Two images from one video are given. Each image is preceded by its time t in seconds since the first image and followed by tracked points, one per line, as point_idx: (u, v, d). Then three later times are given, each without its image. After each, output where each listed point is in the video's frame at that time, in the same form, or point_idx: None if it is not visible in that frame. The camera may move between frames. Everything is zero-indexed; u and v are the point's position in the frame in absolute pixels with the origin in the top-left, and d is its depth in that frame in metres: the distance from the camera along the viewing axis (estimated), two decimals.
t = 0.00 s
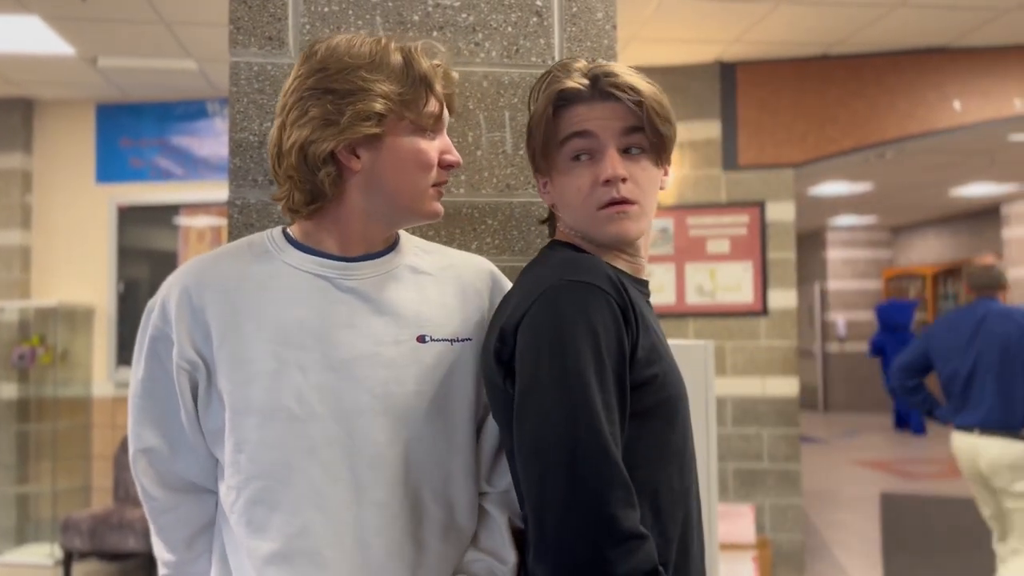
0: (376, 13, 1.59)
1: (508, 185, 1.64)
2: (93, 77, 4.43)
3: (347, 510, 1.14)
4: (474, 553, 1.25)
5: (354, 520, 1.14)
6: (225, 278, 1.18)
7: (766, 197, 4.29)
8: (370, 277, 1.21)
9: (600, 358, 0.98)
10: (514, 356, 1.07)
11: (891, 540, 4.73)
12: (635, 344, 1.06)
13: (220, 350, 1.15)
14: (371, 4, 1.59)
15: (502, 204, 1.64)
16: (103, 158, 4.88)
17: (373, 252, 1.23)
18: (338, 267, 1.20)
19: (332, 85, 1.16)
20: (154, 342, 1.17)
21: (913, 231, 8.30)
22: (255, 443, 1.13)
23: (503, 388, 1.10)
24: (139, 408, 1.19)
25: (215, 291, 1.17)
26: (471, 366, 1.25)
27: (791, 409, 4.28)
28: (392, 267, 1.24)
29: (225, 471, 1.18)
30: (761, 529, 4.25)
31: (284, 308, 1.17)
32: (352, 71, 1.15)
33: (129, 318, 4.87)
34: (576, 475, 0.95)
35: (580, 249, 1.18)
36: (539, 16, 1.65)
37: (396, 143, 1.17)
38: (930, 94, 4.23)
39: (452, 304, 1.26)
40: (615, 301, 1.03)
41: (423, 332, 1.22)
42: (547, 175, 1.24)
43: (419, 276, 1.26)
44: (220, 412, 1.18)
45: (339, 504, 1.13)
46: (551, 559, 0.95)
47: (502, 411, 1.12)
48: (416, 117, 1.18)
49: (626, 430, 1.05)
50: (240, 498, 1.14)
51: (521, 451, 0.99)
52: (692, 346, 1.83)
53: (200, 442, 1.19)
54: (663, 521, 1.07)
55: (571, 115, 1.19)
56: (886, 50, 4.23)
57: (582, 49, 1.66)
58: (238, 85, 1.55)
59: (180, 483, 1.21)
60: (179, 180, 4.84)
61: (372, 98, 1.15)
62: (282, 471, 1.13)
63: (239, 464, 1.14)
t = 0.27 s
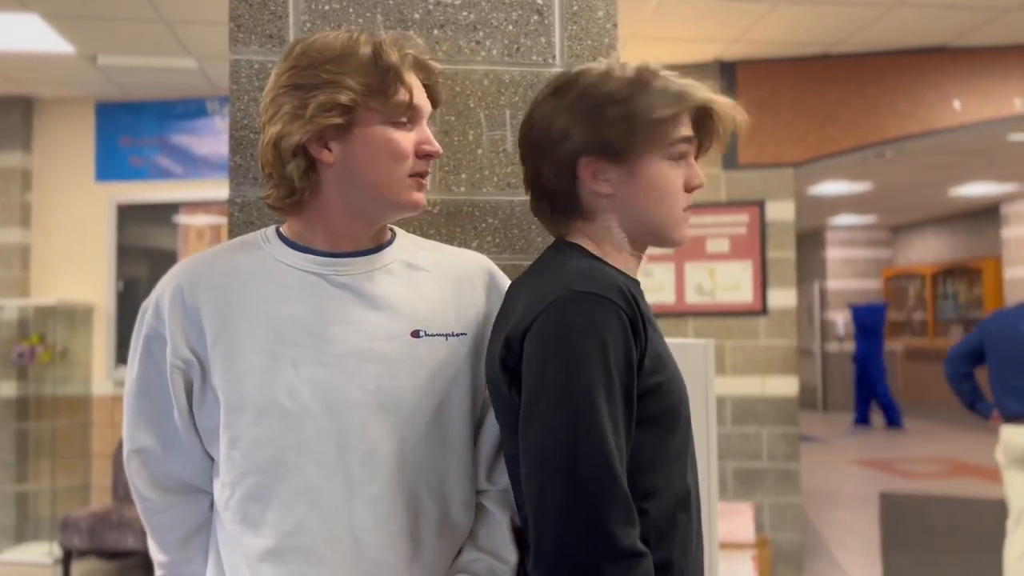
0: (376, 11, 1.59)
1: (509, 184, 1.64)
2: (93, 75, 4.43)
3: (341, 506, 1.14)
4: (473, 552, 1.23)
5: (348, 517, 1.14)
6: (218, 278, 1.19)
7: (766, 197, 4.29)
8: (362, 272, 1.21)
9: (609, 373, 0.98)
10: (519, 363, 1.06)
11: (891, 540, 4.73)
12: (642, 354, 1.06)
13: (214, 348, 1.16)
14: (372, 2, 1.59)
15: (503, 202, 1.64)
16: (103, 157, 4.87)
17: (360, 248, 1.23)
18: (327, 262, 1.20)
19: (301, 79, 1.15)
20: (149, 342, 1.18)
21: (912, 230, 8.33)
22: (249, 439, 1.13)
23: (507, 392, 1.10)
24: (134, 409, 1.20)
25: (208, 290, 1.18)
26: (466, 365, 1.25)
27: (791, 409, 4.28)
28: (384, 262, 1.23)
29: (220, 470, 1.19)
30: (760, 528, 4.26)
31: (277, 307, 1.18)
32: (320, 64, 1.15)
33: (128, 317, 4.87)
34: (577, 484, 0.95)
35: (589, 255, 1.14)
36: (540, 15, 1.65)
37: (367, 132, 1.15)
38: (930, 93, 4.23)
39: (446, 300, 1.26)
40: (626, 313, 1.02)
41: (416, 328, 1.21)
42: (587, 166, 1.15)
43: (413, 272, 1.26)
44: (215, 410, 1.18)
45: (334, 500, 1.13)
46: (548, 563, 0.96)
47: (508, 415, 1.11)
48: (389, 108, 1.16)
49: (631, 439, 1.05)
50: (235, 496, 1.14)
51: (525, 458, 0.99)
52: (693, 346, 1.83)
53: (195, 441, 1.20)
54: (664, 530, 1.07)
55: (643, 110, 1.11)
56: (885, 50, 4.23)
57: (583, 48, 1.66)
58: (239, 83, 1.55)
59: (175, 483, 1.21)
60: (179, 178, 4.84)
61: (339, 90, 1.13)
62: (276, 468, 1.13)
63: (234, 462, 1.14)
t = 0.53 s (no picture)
0: (375, 9, 1.59)
1: (508, 181, 1.64)
2: (93, 74, 4.43)
3: (337, 504, 1.13)
4: (470, 551, 1.24)
5: (345, 515, 1.14)
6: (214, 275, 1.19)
7: (766, 196, 4.29)
8: (357, 269, 1.21)
9: (628, 376, 0.97)
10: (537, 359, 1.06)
11: (891, 540, 4.73)
12: (657, 358, 1.05)
13: (210, 347, 1.16)
14: None
15: (502, 200, 1.64)
16: (103, 155, 4.87)
17: (353, 246, 1.22)
18: (322, 259, 1.20)
19: (286, 76, 1.16)
20: (145, 341, 1.18)
21: (911, 230, 8.14)
22: (245, 437, 1.13)
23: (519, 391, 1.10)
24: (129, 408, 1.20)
25: (204, 288, 1.18)
26: (465, 363, 1.24)
27: (791, 408, 4.28)
28: (379, 260, 1.23)
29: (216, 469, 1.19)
30: (760, 527, 4.26)
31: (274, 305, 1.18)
32: (305, 62, 1.16)
33: (127, 316, 4.87)
34: (587, 483, 0.95)
35: (606, 254, 1.14)
36: (539, 12, 1.64)
37: (350, 128, 1.15)
38: (930, 94, 4.23)
39: (443, 297, 1.25)
40: (646, 316, 1.01)
41: (412, 325, 1.21)
42: (647, 172, 1.16)
43: (410, 269, 1.25)
44: (211, 408, 1.18)
45: (331, 499, 1.13)
46: (555, 561, 0.96)
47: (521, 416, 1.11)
48: (373, 104, 1.15)
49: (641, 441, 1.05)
50: (231, 494, 1.14)
51: (536, 455, 0.99)
52: (693, 345, 1.83)
53: (190, 440, 1.20)
54: (665, 532, 1.08)
55: (695, 123, 1.16)
56: (886, 49, 4.23)
57: (583, 46, 1.66)
58: (237, 80, 1.55)
59: (169, 482, 1.21)
60: (178, 177, 4.84)
61: (322, 86, 1.14)
62: (273, 466, 1.13)
63: (230, 460, 1.14)
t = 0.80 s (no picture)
0: (375, 7, 1.58)
1: (508, 180, 1.64)
2: (92, 73, 4.42)
3: (335, 505, 1.13)
4: (469, 551, 1.25)
5: (344, 516, 1.13)
6: (214, 274, 1.18)
7: (766, 196, 4.29)
8: (358, 269, 1.21)
9: (639, 371, 0.97)
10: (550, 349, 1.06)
11: (891, 539, 4.73)
12: (666, 356, 1.05)
13: (209, 346, 1.15)
14: None
15: (502, 199, 1.63)
16: (103, 154, 4.87)
17: (357, 245, 1.22)
18: (322, 259, 1.20)
19: (295, 74, 1.15)
20: (143, 340, 1.17)
21: (911, 230, 8.38)
22: (245, 437, 1.13)
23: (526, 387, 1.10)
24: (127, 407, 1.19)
25: (203, 286, 1.17)
26: (465, 363, 1.24)
27: (791, 408, 4.28)
28: (378, 259, 1.23)
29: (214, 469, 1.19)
30: (760, 526, 4.26)
31: (274, 305, 1.17)
32: (315, 59, 1.14)
33: (127, 314, 4.87)
34: (593, 478, 0.95)
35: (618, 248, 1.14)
36: (540, 10, 1.64)
37: (360, 127, 1.15)
38: (930, 93, 4.23)
39: (442, 296, 1.25)
40: (660, 314, 1.01)
41: (412, 325, 1.21)
42: (661, 173, 1.15)
43: (409, 269, 1.25)
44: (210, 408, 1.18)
45: (330, 499, 1.13)
46: (557, 557, 0.96)
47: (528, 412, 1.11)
48: (383, 103, 1.16)
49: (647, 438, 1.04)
50: (230, 494, 1.14)
51: (542, 448, 0.99)
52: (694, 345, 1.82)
53: (188, 440, 1.19)
54: (665, 532, 1.07)
55: (709, 127, 1.16)
56: (886, 49, 4.22)
57: (583, 44, 1.65)
58: (237, 78, 1.54)
59: (167, 482, 1.21)
60: (178, 176, 4.83)
61: (334, 85, 1.13)
62: (273, 466, 1.13)
63: (229, 460, 1.14)
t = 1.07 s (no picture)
0: (376, 5, 1.58)
1: (509, 180, 1.63)
2: (93, 72, 4.42)
3: (336, 505, 1.13)
4: (471, 551, 1.24)
5: (345, 516, 1.13)
6: (215, 273, 1.18)
7: (766, 195, 4.29)
8: (361, 269, 1.21)
9: (642, 368, 0.97)
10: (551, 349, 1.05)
11: (891, 540, 4.73)
12: (670, 353, 1.05)
13: (210, 345, 1.15)
14: None
15: (503, 198, 1.63)
16: (103, 154, 4.87)
17: (362, 245, 1.22)
18: (324, 259, 1.20)
19: (307, 73, 1.14)
20: (143, 339, 1.17)
21: (912, 230, 8.37)
22: (245, 437, 1.13)
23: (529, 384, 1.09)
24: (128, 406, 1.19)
25: (204, 285, 1.17)
26: (467, 363, 1.24)
27: (791, 407, 4.28)
28: (381, 259, 1.23)
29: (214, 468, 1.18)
30: (760, 526, 4.26)
31: (276, 304, 1.17)
32: (328, 58, 1.14)
33: (127, 314, 4.87)
34: (595, 477, 0.94)
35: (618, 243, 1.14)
36: (541, 9, 1.64)
37: (372, 127, 1.15)
38: (931, 93, 4.23)
39: (444, 295, 1.25)
40: (665, 311, 1.01)
41: (413, 325, 1.21)
42: (635, 166, 1.15)
43: (411, 268, 1.25)
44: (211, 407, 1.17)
45: (331, 499, 1.13)
46: (558, 557, 0.95)
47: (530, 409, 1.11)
48: (394, 104, 1.16)
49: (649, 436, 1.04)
50: (230, 493, 1.14)
51: (543, 446, 0.98)
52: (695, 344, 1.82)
53: (188, 439, 1.19)
54: (667, 531, 1.07)
55: (696, 121, 1.11)
56: (886, 49, 4.22)
57: (584, 43, 1.65)
58: (237, 77, 1.54)
59: (167, 482, 1.21)
60: (178, 175, 4.83)
61: (347, 85, 1.13)
62: (274, 465, 1.12)
63: (230, 460, 1.13)
